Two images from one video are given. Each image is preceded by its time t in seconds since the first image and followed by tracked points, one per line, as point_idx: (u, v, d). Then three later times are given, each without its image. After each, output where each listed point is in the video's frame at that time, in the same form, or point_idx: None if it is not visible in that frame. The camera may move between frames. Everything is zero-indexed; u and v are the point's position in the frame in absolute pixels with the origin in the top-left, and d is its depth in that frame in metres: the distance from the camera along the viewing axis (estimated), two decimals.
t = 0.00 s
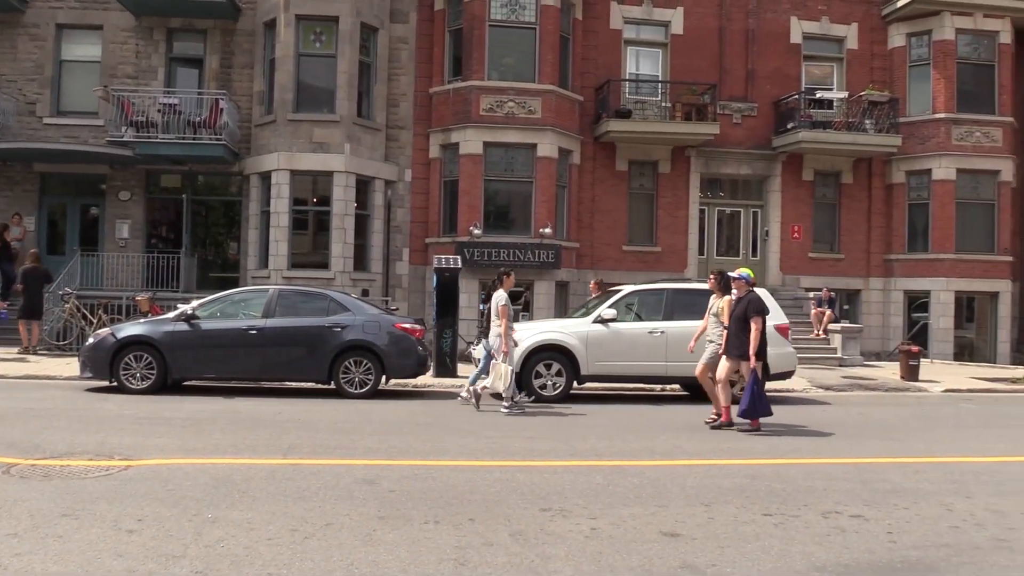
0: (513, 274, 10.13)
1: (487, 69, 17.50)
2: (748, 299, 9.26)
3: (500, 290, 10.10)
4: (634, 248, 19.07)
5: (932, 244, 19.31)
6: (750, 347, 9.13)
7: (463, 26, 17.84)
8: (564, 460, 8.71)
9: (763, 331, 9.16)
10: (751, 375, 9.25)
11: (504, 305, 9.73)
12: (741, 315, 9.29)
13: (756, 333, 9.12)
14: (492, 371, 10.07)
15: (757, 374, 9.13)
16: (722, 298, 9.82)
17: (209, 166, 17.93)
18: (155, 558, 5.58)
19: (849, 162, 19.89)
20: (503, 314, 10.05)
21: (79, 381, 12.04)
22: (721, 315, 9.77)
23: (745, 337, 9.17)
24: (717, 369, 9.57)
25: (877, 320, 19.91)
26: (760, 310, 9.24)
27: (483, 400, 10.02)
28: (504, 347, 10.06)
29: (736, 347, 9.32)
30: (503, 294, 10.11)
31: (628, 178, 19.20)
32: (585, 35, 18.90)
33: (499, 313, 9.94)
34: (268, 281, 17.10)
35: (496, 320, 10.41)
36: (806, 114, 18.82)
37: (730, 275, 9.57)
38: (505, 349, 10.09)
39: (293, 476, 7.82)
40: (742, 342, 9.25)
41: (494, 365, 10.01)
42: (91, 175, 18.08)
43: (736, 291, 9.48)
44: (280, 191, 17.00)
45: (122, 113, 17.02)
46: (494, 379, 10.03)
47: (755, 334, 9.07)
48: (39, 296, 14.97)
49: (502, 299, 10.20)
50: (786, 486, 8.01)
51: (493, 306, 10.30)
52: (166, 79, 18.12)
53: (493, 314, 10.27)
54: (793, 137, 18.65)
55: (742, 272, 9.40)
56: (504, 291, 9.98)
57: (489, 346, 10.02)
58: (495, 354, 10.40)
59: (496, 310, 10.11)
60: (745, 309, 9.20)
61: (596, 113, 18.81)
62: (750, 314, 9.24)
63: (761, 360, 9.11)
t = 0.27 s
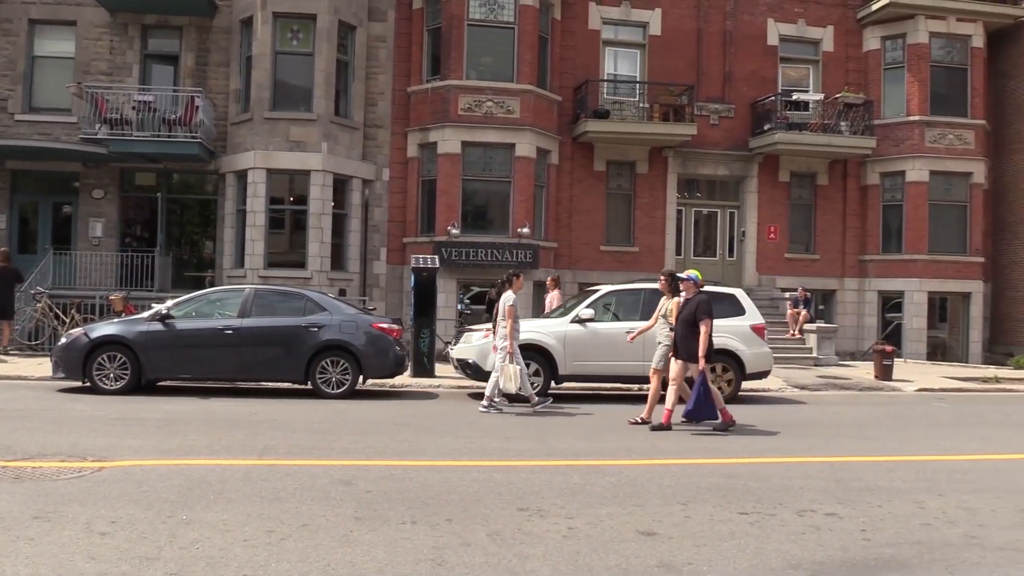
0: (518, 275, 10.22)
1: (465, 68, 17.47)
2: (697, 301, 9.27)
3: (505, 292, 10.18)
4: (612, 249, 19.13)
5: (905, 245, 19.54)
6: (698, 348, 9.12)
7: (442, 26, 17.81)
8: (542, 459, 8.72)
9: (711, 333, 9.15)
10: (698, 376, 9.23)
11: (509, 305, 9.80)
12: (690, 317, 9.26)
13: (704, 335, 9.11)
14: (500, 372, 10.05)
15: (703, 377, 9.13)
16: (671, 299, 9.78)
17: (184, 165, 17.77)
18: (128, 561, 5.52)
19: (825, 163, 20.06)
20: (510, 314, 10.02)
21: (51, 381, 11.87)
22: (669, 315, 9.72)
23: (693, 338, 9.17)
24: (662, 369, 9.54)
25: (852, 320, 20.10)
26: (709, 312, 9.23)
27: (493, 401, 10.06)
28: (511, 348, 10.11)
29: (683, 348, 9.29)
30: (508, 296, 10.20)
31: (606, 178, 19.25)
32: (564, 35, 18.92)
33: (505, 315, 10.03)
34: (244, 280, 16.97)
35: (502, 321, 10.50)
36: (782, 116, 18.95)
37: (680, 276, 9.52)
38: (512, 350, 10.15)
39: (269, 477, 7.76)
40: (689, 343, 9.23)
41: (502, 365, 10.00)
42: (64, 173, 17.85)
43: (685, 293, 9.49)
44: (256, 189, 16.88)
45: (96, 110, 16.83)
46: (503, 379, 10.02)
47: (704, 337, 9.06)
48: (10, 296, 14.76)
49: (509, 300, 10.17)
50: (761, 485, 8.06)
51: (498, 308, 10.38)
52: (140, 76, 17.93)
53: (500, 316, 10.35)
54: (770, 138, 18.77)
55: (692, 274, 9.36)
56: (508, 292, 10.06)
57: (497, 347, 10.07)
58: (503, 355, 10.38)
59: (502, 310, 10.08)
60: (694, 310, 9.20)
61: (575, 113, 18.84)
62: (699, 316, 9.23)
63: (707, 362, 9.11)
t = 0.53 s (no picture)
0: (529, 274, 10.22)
1: (444, 68, 17.44)
2: (648, 297, 9.26)
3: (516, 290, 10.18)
4: (591, 248, 19.18)
5: (880, 245, 19.75)
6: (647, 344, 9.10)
7: (420, 24, 17.76)
8: (519, 459, 8.72)
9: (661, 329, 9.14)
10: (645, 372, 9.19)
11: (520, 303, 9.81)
12: (640, 313, 9.22)
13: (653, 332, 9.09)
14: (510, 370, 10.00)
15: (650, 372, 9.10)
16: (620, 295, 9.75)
17: (160, 162, 17.60)
18: (102, 563, 5.46)
19: (801, 165, 20.23)
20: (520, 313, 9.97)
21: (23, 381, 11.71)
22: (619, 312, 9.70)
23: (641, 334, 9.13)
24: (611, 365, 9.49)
25: (828, 320, 20.28)
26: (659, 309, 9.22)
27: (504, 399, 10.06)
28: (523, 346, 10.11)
29: (632, 344, 9.26)
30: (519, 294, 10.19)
31: (585, 178, 19.29)
32: (543, 35, 18.94)
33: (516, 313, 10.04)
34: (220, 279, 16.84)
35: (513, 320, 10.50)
36: (759, 117, 19.06)
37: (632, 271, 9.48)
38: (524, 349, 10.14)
39: (245, 477, 7.70)
40: (638, 339, 9.20)
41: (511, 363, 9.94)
42: (36, 171, 17.63)
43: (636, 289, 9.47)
44: (233, 188, 16.75)
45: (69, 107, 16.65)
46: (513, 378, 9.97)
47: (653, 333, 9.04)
48: None
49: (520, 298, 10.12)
50: (738, 483, 8.12)
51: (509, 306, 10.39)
52: (115, 73, 17.75)
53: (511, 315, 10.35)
54: (747, 139, 18.88)
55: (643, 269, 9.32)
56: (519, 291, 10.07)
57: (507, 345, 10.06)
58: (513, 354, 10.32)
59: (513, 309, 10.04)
60: (644, 306, 9.17)
61: (553, 113, 18.87)
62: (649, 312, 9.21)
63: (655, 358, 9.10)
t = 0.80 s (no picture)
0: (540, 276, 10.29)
1: (425, 67, 17.40)
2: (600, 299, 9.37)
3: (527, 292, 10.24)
4: (571, 248, 19.22)
5: (858, 246, 19.94)
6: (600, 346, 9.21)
7: (401, 23, 17.72)
8: (500, 459, 8.73)
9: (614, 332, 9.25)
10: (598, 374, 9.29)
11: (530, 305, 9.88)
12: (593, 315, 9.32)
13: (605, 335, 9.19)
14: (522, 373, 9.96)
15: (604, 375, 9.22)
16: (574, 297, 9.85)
17: (138, 161, 17.46)
18: (77, 566, 5.41)
19: (780, 166, 20.37)
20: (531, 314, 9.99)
21: None
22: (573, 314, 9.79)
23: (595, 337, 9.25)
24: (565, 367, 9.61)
25: (806, 320, 20.43)
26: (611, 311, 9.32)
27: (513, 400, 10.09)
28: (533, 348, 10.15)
29: (586, 346, 9.36)
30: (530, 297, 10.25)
31: (565, 178, 19.32)
32: (524, 35, 18.94)
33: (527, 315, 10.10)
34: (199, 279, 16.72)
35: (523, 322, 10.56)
36: (738, 118, 19.17)
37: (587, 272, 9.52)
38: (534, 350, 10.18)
39: (224, 478, 7.65)
40: (592, 342, 9.30)
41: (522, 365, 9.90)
42: (11, 168, 17.42)
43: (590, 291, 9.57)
44: (212, 187, 16.62)
45: (46, 104, 16.49)
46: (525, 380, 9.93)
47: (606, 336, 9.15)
48: None
49: (530, 301, 10.15)
50: (717, 482, 8.16)
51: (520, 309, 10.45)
52: (92, 70, 17.58)
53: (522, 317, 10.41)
54: (727, 139, 18.96)
55: (597, 271, 9.37)
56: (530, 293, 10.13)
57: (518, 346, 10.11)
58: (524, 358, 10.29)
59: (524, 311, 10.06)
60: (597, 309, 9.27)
61: (534, 113, 18.89)
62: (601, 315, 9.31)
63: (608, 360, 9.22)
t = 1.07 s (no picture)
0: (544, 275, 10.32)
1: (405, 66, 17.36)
2: (550, 296, 9.50)
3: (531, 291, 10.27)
4: (551, 248, 19.24)
5: (835, 247, 20.11)
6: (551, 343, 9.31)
7: (381, 22, 17.66)
8: (479, 458, 8.73)
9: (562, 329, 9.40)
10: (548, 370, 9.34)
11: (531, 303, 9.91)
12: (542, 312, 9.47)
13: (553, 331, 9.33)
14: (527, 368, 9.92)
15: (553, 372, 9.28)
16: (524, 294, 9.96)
17: (114, 158, 17.29)
18: (51, 568, 5.35)
19: (759, 167, 20.51)
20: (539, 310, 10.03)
21: None
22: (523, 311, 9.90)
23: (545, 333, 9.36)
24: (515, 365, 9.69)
25: (784, 320, 20.60)
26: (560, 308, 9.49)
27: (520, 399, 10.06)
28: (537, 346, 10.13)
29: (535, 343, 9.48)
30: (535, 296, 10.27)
31: (545, 178, 19.34)
32: (504, 35, 18.93)
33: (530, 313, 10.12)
34: (176, 278, 16.59)
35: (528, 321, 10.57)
36: (717, 119, 19.27)
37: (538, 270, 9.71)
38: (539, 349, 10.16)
39: (202, 479, 7.60)
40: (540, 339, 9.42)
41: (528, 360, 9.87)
42: None
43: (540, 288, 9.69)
44: (189, 185, 16.49)
45: (20, 100, 16.29)
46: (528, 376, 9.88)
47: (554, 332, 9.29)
48: None
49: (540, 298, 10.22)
50: (695, 481, 8.20)
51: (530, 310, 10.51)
52: (68, 66, 17.38)
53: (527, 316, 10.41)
54: (706, 140, 19.08)
55: (547, 269, 9.59)
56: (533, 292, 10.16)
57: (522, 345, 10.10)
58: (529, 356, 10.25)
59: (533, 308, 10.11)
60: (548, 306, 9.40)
61: (515, 113, 18.89)
62: (552, 311, 9.46)
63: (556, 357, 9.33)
